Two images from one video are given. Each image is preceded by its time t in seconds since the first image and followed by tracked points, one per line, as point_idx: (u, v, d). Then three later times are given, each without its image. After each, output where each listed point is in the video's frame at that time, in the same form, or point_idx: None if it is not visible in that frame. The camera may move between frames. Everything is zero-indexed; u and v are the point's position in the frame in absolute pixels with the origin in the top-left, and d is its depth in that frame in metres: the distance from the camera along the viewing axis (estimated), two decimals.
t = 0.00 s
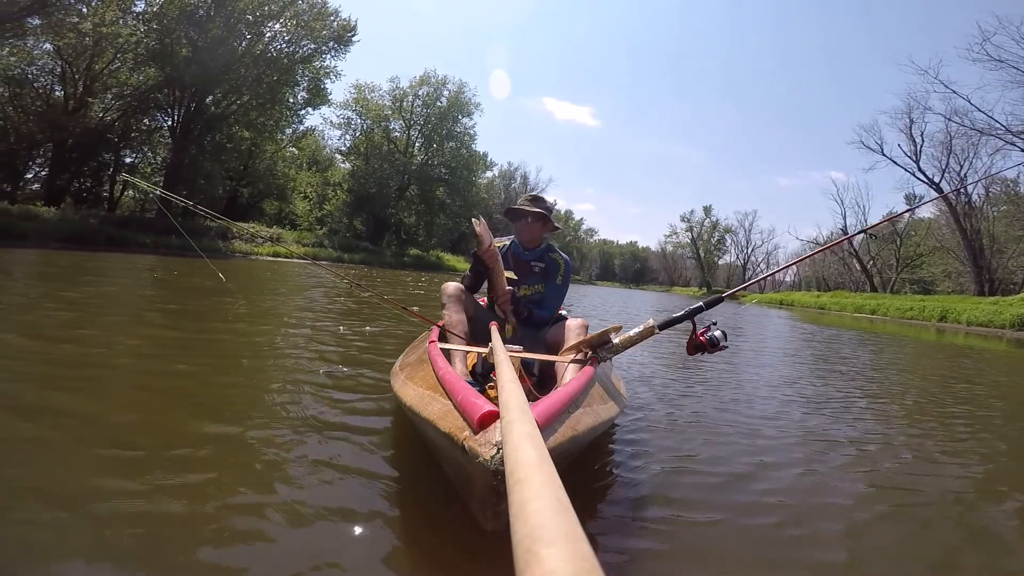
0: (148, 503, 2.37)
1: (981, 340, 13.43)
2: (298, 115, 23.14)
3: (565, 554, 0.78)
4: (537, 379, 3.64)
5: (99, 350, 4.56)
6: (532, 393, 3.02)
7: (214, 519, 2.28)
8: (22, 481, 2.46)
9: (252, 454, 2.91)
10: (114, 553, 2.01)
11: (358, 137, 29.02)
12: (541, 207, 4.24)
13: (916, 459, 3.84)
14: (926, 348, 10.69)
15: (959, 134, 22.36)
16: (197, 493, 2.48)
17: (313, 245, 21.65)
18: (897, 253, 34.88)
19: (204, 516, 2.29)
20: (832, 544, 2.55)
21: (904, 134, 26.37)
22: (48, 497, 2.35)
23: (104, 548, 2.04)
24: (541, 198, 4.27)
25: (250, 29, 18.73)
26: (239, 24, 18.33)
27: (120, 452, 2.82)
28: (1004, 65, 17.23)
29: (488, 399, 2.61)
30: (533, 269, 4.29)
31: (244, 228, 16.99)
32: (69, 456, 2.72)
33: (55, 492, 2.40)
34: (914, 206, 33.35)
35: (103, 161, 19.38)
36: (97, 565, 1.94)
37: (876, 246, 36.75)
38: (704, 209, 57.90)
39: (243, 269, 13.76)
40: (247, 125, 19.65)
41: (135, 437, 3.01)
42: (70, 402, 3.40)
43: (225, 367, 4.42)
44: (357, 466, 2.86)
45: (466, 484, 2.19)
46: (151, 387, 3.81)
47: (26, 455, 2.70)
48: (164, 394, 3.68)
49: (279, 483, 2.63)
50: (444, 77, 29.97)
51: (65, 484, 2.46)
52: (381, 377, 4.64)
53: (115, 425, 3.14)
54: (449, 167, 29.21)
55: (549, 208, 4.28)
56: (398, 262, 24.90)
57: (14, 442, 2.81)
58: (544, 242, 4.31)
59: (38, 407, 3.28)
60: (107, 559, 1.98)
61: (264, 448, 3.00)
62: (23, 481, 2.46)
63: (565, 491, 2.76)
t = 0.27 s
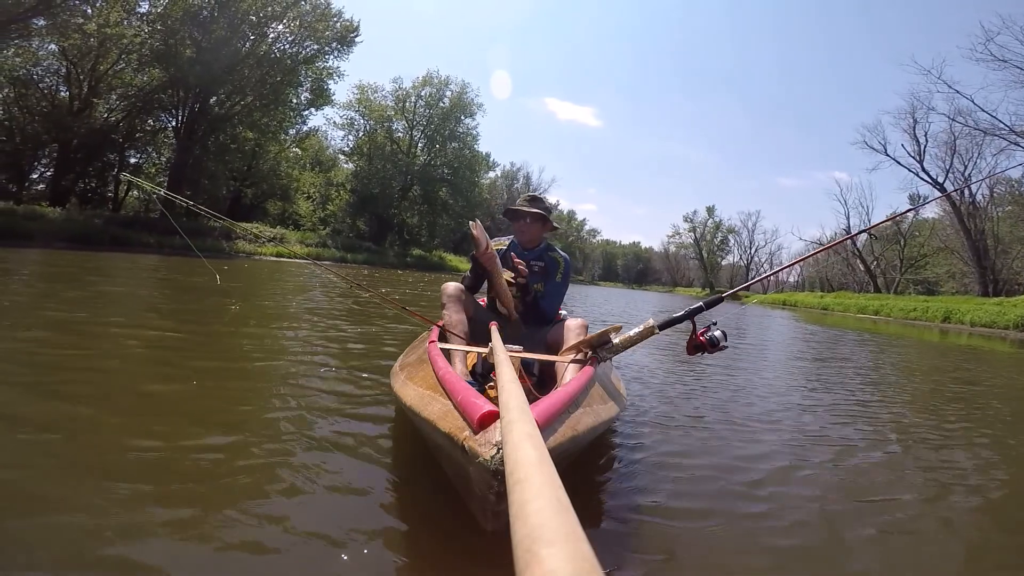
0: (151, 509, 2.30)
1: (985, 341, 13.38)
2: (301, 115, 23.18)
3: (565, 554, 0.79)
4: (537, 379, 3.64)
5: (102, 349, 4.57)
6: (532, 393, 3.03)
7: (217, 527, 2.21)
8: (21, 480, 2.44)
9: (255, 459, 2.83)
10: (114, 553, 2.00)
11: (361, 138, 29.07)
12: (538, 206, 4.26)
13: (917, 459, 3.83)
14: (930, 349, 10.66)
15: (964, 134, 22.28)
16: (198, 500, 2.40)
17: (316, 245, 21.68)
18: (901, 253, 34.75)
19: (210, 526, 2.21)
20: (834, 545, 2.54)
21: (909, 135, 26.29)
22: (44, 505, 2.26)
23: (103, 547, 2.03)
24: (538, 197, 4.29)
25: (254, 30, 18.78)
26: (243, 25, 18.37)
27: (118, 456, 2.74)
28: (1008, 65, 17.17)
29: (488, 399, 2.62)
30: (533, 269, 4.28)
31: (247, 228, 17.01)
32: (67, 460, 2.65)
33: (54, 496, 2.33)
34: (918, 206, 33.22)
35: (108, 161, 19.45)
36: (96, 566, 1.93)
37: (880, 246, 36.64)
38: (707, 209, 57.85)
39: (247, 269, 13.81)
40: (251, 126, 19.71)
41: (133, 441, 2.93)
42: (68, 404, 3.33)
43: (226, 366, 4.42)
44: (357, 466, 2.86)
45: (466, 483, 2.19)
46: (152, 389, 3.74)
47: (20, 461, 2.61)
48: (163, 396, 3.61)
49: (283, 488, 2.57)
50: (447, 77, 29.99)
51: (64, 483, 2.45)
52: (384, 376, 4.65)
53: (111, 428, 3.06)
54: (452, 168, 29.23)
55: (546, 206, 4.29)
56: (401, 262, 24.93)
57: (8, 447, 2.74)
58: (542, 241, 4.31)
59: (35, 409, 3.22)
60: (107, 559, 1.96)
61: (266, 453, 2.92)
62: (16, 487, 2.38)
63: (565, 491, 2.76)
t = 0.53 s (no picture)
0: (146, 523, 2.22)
1: (989, 342, 13.35)
2: (305, 115, 23.23)
3: (564, 554, 0.79)
4: (537, 379, 3.64)
5: (106, 348, 4.59)
6: (531, 393, 3.04)
7: (216, 544, 2.13)
8: (21, 481, 2.44)
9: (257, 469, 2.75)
10: (115, 556, 2.00)
11: (364, 138, 29.11)
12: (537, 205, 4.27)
13: (917, 460, 3.82)
14: (933, 351, 10.63)
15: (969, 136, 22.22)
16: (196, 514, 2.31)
17: (319, 245, 21.73)
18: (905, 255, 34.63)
19: (206, 541, 2.13)
20: (835, 546, 2.54)
21: (913, 135, 26.20)
22: (34, 517, 2.18)
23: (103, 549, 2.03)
24: (537, 197, 4.30)
25: (258, 30, 18.83)
26: (247, 25, 18.43)
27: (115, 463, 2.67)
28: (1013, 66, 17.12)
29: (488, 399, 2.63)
30: (533, 268, 4.29)
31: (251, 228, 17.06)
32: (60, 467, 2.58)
33: (46, 507, 2.25)
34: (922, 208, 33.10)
35: (113, 160, 19.54)
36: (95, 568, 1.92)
37: (883, 247, 36.55)
38: (711, 210, 57.77)
39: (250, 269, 13.85)
40: (255, 126, 19.76)
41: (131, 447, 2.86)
42: (66, 406, 3.28)
43: (228, 365, 4.43)
44: (358, 467, 2.87)
45: (466, 483, 2.20)
46: (153, 391, 3.69)
47: (14, 468, 2.55)
48: (163, 399, 3.57)
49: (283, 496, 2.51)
50: (450, 78, 30.01)
51: (63, 483, 2.44)
52: (386, 376, 4.66)
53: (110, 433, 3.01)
54: (455, 168, 29.25)
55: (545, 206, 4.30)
56: (404, 262, 24.96)
57: (4, 453, 2.68)
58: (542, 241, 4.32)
59: (32, 412, 3.17)
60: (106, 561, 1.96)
61: (268, 461, 2.84)
62: (7, 498, 2.31)
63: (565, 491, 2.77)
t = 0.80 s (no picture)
0: (133, 531, 2.15)
1: (992, 344, 13.32)
2: (308, 115, 23.29)
3: (565, 554, 0.80)
4: (537, 379, 3.65)
5: (110, 347, 4.61)
6: (532, 393, 3.04)
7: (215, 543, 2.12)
8: (20, 477, 2.44)
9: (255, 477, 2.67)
10: (111, 555, 1.99)
11: (367, 138, 29.16)
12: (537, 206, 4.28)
13: (918, 461, 3.82)
14: (936, 352, 10.61)
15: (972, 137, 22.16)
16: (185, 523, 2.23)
17: (322, 244, 21.78)
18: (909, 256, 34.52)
19: (193, 551, 2.06)
20: (831, 545, 2.55)
21: (917, 136, 26.13)
22: (19, 520, 2.13)
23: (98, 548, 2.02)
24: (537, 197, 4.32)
25: (262, 31, 18.89)
26: (251, 25, 18.48)
27: (109, 466, 2.62)
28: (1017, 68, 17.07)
29: (488, 399, 2.64)
30: (533, 268, 4.30)
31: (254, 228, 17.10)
32: (55, 469, 2.54)
33: (41, 507, 2.23)
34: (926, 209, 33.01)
35: (117, 160, 19.60)
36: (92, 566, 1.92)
37: (887, 248, 36.45)
38: (713, 211, 57.70)
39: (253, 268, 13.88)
40: (259, 126, 19.81)
41: (128, 450, 2.80)
42: (66, 405, 3.27)
43: (231, 364, 4.45)
44: (357, 467, 2.87)
45: (466, 484, 2.21)
46: (153, 391, 3.67)
47: (12, 464, 2.55)
48: (164, 400, 3.54)
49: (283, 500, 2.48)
50: (453, 78, 30.05)
51: (63, 481, 2.45)
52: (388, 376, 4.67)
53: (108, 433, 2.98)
54: (457, 168, 29.27)
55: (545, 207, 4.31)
56: (407, 262, 24.98)
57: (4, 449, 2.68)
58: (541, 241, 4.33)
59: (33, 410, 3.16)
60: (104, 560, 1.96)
61: (268, 467, 2.78)
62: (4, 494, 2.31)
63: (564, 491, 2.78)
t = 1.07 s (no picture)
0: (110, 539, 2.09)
1: (995, 344, 13.28)
2: (311, 116, 23.33)
3: (564, 554, 0.80)
4: (537, 379, 3.65)
5: (113, 347, 4.63)
6: (532, 393, 3.05)
7: (215, 543, 2.13)
8: (20, 478, 2.45)
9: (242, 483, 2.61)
10: (110, 556, 1.99)
11: (370, 138, 29.20)
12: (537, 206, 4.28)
13: (918, 461, 3.81)
14: (939, 352, 10.59)
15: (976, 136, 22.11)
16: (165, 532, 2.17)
17: (325, 245, 21.81)
18: (912, 256, 34.42)
19: (192, 551, 2.06)
20: (830, 545, 2.55)
21: (920, 136, 26.08)
22: (5, 526, 2.11)
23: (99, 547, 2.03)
24: (537, 198, 4.32)
25: (265, 32, 18.93)
26: (254, 26, 18.52)
27: (94, 472, 2.57)
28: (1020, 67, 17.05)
29: (488, 399, 2.65)
30: (533, 268, 4.30)
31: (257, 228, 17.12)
32: (36, 476, 2.49)
33: (41, 509, 2.24)
34: (929, 209, 32.91)
35: (121, 161, 19.67)
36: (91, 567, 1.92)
37: (890, 248, 36.34)
38: (716, 210, 57.63)
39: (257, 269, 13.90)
40: (262, 127, 19.85)
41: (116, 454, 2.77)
42: (67, 406, 3.28)
43: (233, 364, 4.47)
44: (357, 467, 2.88)
45: (466, 484, 2.22)
46: (151, 393, 3.66)
47: (12, 465, 2.56)
48: (160, 401, 3.53)
49: (280, 502, 2.46)
50: (455, 78, 30.07)
51: (64, 482, 2.46)
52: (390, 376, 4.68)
53: (100, 436, 2.95)
54: (460, 168, 29.31)
55: (544, 207, 4.32)
56: (409, 263, 25.00)
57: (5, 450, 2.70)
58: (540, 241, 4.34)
59: (24, 413, 3.13)
60: (105, 560, 1.96)
61: (268, 468, 2.79)
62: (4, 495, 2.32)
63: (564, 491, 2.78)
